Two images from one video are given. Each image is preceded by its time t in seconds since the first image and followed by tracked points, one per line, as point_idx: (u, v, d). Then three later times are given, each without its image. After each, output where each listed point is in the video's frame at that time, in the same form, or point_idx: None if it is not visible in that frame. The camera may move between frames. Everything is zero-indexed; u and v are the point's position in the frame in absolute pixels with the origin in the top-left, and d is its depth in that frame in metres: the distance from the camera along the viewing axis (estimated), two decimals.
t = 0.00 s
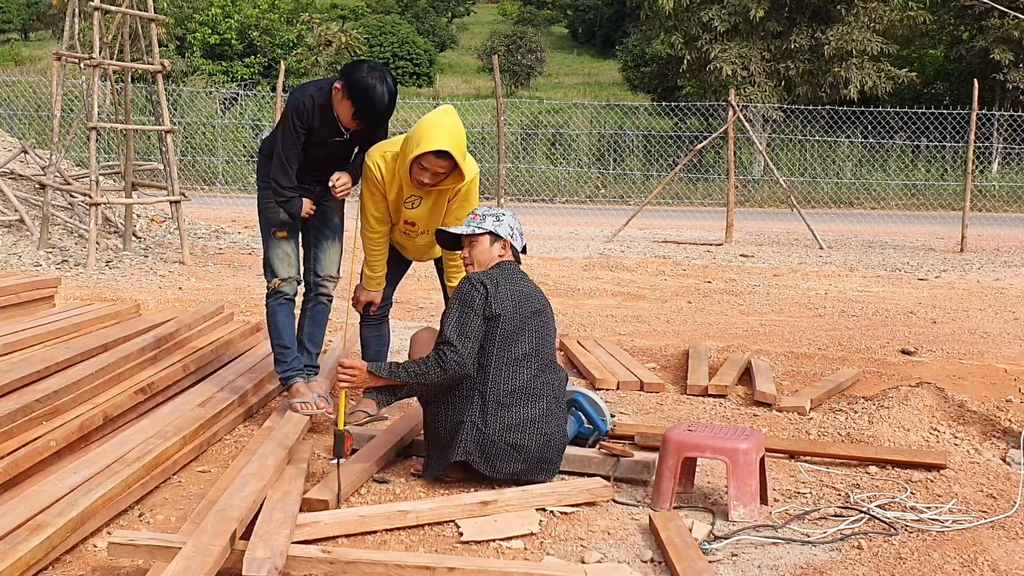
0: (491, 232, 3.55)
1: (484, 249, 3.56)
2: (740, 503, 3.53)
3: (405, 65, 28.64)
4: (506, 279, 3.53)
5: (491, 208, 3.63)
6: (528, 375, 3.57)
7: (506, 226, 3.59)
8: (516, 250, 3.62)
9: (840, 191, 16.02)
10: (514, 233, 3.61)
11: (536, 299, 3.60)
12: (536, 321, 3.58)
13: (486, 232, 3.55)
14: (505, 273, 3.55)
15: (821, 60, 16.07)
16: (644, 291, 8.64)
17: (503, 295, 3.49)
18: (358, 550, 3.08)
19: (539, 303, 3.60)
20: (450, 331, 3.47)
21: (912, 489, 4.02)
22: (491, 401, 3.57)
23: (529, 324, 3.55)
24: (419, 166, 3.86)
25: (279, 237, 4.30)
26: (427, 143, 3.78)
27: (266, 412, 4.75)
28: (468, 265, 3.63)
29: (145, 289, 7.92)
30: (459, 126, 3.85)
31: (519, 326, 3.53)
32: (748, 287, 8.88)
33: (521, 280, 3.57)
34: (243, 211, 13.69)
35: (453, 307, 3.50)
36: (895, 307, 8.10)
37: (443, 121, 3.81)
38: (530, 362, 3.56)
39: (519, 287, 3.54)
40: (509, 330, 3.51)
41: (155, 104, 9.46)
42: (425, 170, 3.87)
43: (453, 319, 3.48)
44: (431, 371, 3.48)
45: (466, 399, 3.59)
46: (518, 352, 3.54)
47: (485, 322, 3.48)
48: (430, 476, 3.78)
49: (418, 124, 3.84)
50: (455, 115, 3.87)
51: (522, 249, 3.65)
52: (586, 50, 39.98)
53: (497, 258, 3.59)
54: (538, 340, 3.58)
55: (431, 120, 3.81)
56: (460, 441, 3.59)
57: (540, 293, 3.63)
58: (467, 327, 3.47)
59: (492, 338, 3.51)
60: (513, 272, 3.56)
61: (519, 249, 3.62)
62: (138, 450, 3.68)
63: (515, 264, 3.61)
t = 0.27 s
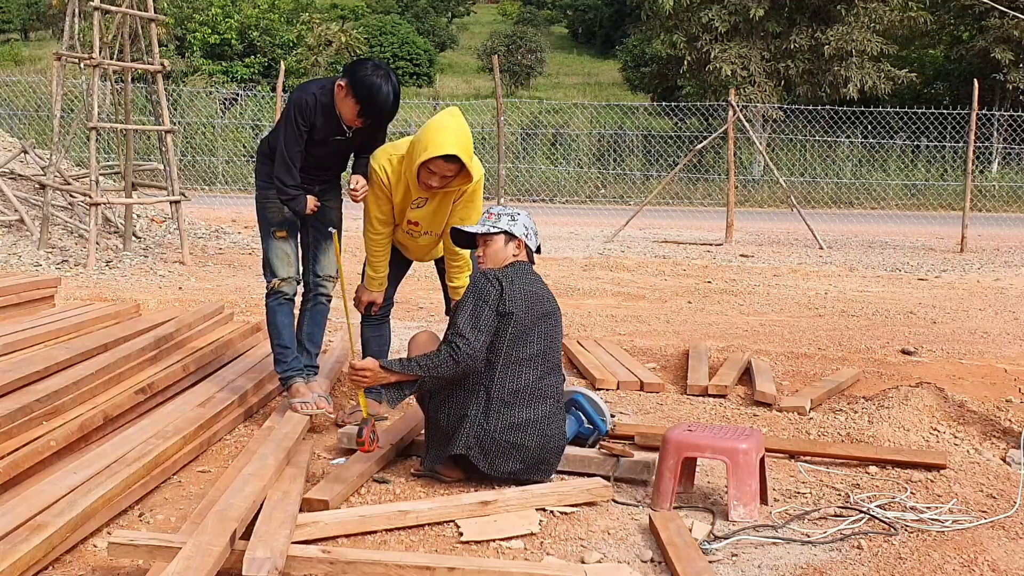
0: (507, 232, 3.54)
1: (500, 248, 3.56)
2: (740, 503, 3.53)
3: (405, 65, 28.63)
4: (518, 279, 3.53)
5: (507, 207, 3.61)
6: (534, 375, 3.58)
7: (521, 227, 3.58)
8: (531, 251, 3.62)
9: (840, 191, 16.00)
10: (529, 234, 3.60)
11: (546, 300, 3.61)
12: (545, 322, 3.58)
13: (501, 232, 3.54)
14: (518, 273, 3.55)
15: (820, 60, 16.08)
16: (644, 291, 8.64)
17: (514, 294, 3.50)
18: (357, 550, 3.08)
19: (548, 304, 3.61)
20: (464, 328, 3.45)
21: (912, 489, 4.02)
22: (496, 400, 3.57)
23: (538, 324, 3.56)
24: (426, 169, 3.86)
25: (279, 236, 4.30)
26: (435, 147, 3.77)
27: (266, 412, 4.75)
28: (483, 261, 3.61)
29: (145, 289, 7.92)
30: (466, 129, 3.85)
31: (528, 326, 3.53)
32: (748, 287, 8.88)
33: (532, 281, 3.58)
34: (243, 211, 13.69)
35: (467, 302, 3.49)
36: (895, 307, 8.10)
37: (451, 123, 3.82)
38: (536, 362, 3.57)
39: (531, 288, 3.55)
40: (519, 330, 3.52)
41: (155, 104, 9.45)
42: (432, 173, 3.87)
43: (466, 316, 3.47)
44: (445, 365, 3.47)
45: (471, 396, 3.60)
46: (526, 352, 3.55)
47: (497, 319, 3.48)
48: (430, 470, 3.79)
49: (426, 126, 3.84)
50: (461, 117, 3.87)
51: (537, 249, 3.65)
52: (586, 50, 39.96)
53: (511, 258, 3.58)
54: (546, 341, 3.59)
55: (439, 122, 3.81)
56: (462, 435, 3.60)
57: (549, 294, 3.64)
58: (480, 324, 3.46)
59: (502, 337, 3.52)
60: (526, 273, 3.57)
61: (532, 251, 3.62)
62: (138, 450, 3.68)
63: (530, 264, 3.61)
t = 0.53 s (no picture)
0: (516, 234, 3.56)
1: (509, 249, 3.58)
2: (740, 503, 3.53)
3: (405, 65, 28.63)
4: (525, 280, 3.51)
5: (516, 208, 3.62)
6: (538, 377, 3.57)
7: (531, 229, 3.58)
8: (539, 252, 3.63)
9: (840, 191, 15.99)
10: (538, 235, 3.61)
11: (553, 302, 3.60)
12: (551, 324, 3.57)
13: (509, 233, 3.56)
14: (524, 275, 3.53)
15: (820, 60, 16.08)
16: (644, 291, 8.64)
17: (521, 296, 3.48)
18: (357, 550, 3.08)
19: (554, 306, 3.60)
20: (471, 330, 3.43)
21: (912, 489, 4.02)
22: (500, 401, 3.56)
23: (543, 327, 3.54)
24: (428, 171, 3.87)
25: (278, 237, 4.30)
26: (436, 149, 3.77)
27: (266, 412, 4.75)
28: (495, 262, 3.62)
29: (145, 289, 7.92)
30: (467, 131, 3.85)
31: (533, 328, 3.52)
32: (748, 287, 8.87)
33: (538, 282, 3.56)
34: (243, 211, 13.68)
35: (474, 302, 3.47)
36: (895, 307, 8.10)
37: (452, 125, 3.81)
38: (540, 364, 3.56)
39: (538, 290, 3.53)
40: (523, 333, 3.50)
41: (155, 104, 9.45)
42: (433, 176, 3.88)
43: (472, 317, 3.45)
44: (455, 368, 3.46)
45: (476, 397, 3.59)
46: (530, 355, 3.54)
47: (504, 320, 3.46)
48: (431, 470, 3.79)
49: (427, 128, 3.84)
50: (462, 118, 3.87)
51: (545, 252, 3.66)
52: (586, 49, 39.95)
53: (519, 259, 3.60)
54: (551, 343, 3.58)
55: (440, 124, 3.81)
56: (465, 434, 3.59)
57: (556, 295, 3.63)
58: (486, 327, 3.44)
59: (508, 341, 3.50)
60: (533, 274, 3.55)
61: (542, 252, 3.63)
62: (138, 450, 3.68)
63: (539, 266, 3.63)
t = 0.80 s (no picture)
0: (499, 237, 3.55)
1: (498, 252, 3.56)
2: (740, 503, 3.53)
3: (405, 65, 28.63)
4: (523, 281, 3.51)
5: (504, 211, 3.60)
6: (539, 378, 3.57)
7: (517, 229, 3.56)
8: (531, 249, 3.58)
9: (840, 191, 16.00)
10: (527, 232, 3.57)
11: (553, 304, 3.59)
12: (550, 326, 3.56)
13: (497, 237, 3.55)
14: (523, 275, 3.53)
15: (820, 60, 16.08)
16: (644, 291, 8.64)
17: (520, 297, 3.48)
18: (357, 550, 3.08)
19: (554, 308, 3.59)
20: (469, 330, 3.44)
21: (912, 489, 4.02)
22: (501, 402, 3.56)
23: (543, 328, 3.54)
24: (423, 169, 3.87)
25: (278, 237, 4.30)
26: (430, 146, 3.79)
27: (266, 412, 4.75)
28: (488, 267, 3.62)
29: (145, 289, 7.92)
30: (462, 129, 3.85)
31: (533, 329, 3.52)
32: (748, 287, 8.87)
33: (538, 283, 3.56)
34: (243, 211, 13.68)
35: (473, 304, 3.48)
36: (895, 307, 8.10)
37: (447, 123, 3.82)
38: (541, 365, 3.56)
39: (536, 291, 3.53)
40: (522, 334, 3.50)
41: (155, 104, 9.45)
42: (428, 173, 3.88)
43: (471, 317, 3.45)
44: (454, 369, 3.46)
45: (479, 401, 3.59)
46: (530, 356, 3.54)
47: (505, 324, 3.46)
48: (433, 475, 3.79)
49: (422, 126, 3.85)
50: (458, 117, 3.87)
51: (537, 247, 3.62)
52: (586, 49, 39.94)
53: (512, 260, 3.57)
54: (552, 344, 3.58)
55: (435, 122, 3.82)
56: (469, 438, 3.59)
57: (556, 297, 3.62)
58: (485, 327, 3.44)
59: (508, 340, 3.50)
60: (530, 274, 3.55)
61: (533, 249, 3.59)
62: (138, 450, 3.68)
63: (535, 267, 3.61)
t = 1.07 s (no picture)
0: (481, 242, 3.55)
1: (483, 256, 3.56)
2: (740, 503, 3.53)
3: (405, 65, 28.64)
4: (512, 282, 3.51)
5: (487, 213, 3.58)
6: (532, 380, 3.56)
7: (497, 230, 3.53)
8: (515, 249, 3.53)
9: (840, 191, 16.00)
10: (511, 231, 3.54)
11: (546, 304, 3.59)
12: (543, 326, 3.56)
13: (480, 242, 3.55)
14: (512, 276, 3.52)
15: (821, 60, 16.08)
16: (644, 291, 8.64)
17: (507, 298, 3.49)
18: (357, 550, 3.08)
19: (547, 307, 3.59)
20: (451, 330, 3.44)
21: (912, 489, 4.02)
22: (493, 404, 3.56)
23: (534, 328, 3.53)
24: (416, 166, 3.88)
25: (277, 238, 4.29)
26: (422, 142, 3.79)
27: (266, 412, 4.75)
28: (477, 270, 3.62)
29: (145, 289, 7.92)
30: (455, 126, 3.85)
31: (523, 329, 3.52)
32: (748, 287, 8.87)
33: (528, 283, 3.56)
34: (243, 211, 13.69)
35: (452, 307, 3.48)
36: (895, 307, 8.09)
37: (439, 121, 3.82)
38: (534, 366, 3.55)
39: (522, 292, 3.52)
40: (512, 334, 3.50)
41: (155, 104, 9.45)
42: (422, 171, 3.88)
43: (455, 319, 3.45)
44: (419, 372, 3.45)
45: (471, 408, 3.59)
46: (522, 356, 3.53)
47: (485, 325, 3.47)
48: (432, 477, 3.79)
49: (415, 123, 3.86)
50: (453, 115, 3.87)
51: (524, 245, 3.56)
52: (586, 49, 39.95)
53: (497, 264, 3.56)
54: (540, 345, 3.56)
55: (428, 119, 3.83)
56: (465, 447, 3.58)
57: (549, 297, 3.62)
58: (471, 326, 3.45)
59: (494, 340, 3.51)
60: (519, 274, 3.54)
61: (516, 248, 3.53)
62: (138, 450, 3.68)
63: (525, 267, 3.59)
